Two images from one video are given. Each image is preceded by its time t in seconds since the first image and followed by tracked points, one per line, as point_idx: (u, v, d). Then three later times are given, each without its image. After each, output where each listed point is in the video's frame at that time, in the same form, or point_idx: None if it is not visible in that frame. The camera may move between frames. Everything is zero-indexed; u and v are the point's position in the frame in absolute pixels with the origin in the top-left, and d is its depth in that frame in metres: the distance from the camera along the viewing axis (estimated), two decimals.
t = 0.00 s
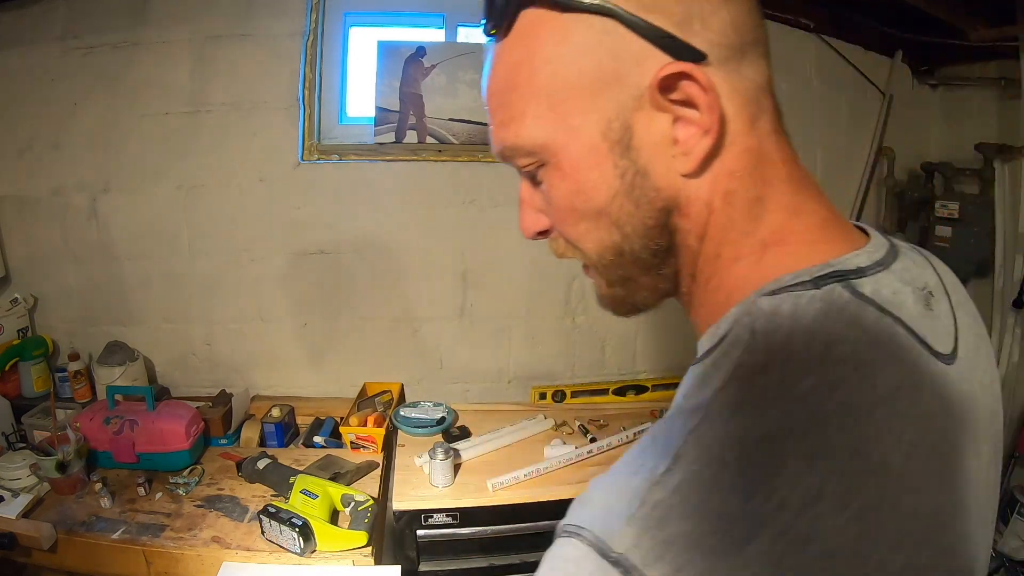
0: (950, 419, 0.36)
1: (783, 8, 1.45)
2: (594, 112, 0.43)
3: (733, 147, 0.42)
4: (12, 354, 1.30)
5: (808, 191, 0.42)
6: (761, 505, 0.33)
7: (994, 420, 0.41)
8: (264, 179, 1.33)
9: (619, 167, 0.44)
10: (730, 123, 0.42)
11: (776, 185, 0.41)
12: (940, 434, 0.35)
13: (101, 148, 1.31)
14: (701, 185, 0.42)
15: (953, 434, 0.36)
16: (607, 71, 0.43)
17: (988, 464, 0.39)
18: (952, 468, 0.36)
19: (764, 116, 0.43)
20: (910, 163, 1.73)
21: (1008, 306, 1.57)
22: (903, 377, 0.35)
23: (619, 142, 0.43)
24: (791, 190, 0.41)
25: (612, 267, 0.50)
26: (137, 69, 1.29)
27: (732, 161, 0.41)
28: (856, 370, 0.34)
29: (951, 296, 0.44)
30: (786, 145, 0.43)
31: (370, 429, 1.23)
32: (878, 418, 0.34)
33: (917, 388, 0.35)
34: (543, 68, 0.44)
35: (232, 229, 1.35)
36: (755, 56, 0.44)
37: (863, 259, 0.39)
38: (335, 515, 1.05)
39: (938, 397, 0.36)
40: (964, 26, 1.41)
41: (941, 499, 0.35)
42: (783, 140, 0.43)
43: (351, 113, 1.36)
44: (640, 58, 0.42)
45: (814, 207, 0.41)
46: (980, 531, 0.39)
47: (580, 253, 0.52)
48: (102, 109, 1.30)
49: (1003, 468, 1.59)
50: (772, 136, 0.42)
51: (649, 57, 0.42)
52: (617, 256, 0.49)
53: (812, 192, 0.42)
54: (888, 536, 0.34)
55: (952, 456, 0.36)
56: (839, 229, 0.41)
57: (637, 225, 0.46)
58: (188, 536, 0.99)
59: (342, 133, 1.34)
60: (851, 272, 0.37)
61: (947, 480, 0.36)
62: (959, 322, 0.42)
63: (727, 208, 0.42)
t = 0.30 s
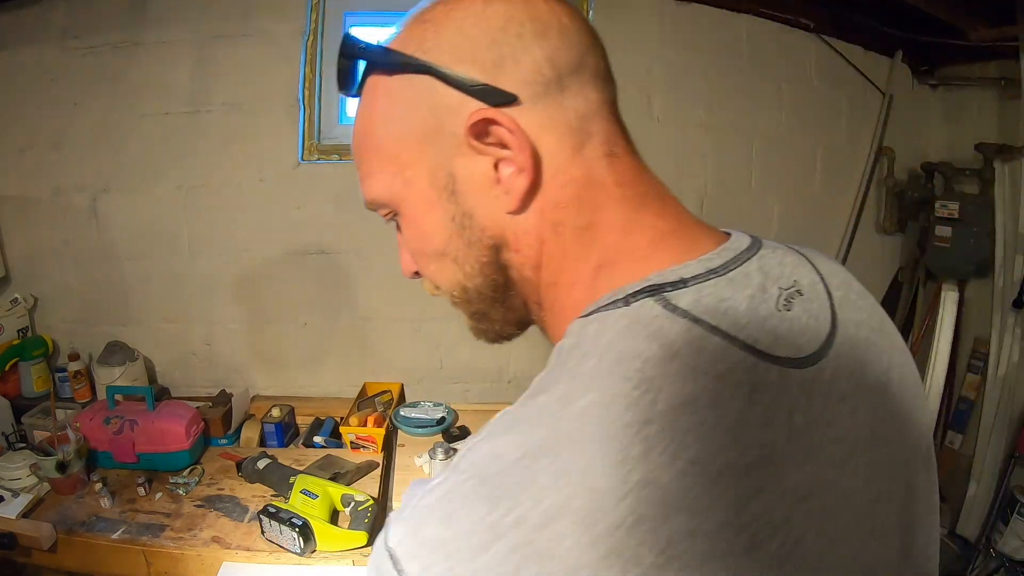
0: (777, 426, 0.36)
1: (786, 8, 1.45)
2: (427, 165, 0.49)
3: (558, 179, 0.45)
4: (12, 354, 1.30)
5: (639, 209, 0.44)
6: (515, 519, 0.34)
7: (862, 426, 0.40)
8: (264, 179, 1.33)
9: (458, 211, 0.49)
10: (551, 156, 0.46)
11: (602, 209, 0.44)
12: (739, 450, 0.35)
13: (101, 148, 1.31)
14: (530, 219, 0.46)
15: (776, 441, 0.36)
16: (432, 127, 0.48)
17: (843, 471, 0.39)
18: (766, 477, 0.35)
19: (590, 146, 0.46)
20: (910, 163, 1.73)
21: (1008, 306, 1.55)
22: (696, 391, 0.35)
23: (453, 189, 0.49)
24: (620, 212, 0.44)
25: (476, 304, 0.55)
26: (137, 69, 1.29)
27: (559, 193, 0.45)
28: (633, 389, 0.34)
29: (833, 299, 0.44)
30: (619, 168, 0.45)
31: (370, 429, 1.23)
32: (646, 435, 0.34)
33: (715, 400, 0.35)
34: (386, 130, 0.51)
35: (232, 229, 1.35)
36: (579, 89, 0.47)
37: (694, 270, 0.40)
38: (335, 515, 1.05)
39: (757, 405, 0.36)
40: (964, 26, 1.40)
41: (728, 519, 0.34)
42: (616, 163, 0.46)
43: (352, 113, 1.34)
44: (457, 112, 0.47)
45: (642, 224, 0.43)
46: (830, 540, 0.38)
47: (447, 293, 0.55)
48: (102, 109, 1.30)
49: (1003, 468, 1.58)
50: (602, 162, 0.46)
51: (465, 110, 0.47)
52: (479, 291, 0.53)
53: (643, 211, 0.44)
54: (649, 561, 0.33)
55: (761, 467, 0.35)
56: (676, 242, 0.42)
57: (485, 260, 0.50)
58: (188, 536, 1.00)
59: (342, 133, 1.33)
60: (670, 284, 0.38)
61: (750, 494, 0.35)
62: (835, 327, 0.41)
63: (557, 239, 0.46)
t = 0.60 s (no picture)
0: (680, 435, 0.35)
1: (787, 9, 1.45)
2: (341, 202, 0.52)
3: (463, 203, 0.47)
4: (12, 354, 1.30)
5: (546, 225, 0.45)
6: (389, 528, 0.34)
7: (789, 431, 0.39)
8: (264, 179, 1.33)
9: (373, 241, 0.52)
10: (454, 179, 0.47)
11: (508, 227, 0.45)
12: (620, 458, 0.34)
13: (101, 148, 1.31)
14: (440, 243, 0.48)
15: (678, 446, 0.35)
16: (340, 164, 0.51)
17: (762, 478, 0.37)
18: (663, 484, 0.34)
19: (494, 166, 0.47)
20: (910, 163, 1.74)
21: (1008, 307, 1.55)
22: (572, 397, 0.35)
23: (365, 221, 0.51)
24: (524, 230, 0.45)
25: (405, 329, 0.56)
26: (138, 69, 1.29)
27: (464, 215, 0.47)
28: (508, 400, 0.35)
29: (755, 302, 0.44)
30: (524, 186, 0.47)
31: (370, 429, 1.23)
32: (513, 443, 0.34)
33: (593, 408, 0.35)
34: (302, 170, 0.54)
35: (232, 229, 1.35)
36: (480, 110, 0.49)
37: (592, 279, 0.40)
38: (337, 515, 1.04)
39: (649, 414, 0.35)
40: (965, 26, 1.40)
41: (610, 529, 0.33)
42: (520, 180, 0.47)
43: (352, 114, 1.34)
44: (360, 148, 0.50)
45: (546, 240, 0.44)
46: (755, 547, 0.36)
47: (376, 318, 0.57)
48: (102, 109, 1.30)
49: (1003, 468, 1.58)
50: (506, 181, 0.47)
51: (369, 143, 0.49)
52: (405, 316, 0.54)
53: (550, 226, 0.44)
54: (512, 568, 0.32)
55: (652, 475, 0.34)
56: (582, 255, 0.43)
57: (405, 286, 0.52)
58: (188, 536, 0.99)
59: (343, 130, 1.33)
60: (564, 296, 0.39)
61: (638, 502, 0.34)
62: (754, 330, 0.41)
63: (467, 260, 0.47)
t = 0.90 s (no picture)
0: (660, 449, 0.36)
1: (785, 9, 1.46)
2: (297, 226, 0.52)
3: (423, 220, 0.47)
4: (12, 354, 1.30)
5: (502, 241, 0.45)
6: (369, 567, 0.33)
7: (770, 431, 0.41)
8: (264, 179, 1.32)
9: (333, 264, 0.52)
10: (409, 195, 0.47)
11: (471, 242, 0.46)
12: (601, 476, 0.34)
13: (101, 148, 1.31)
14: (402, 263, 0.48)
15: (660, 458, 0.35)
16: (293, 188, 0.51)
17: (746, 484, 0.38)
18: (648, 498, 0.35)
19: (452, 181, 0.48)
20: (910, 163, 1.74)
21: (1008, 307, 1.55)
22: (549, 418, 0.35)
23: (324, 244, 0.51)
24: (486, 244, 0.45)
25: (371, 349, 0.56)
26: (138, 69, 1.29)
27: (424, 233, 0.47)
28: (485, 425, 0.35)
29: (725, 307, 0.45)
30: (485, 199, 0.47)
31: (370, 429, 1.23)
32: (493, 468, 0.34)
33: (571, 427, 0.35)
34: (254, 195, 0.54)
35: (232, 229, 1.35)
36: (432, 123, 0.49)
37: (561, 295, 0.40)
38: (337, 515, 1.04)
39: (628, 429, 0.35)
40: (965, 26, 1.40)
41: (599, 547, 0.33)
42: (480, 195, 0.47)
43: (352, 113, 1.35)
44: (311, 170, 0.50)
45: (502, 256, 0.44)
46: (743, 552, 0.37)
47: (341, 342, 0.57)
48: (102, 109, 1.30)
49: (1003, 469, 1.58)
50: (465, 196, 0.47)
51: (321, 165, 0.49)
52: (371, 335, 0.54)
53: (506, 241, 0.45)
54: None
55: (636, 490, 0.34)
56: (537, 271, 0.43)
57: (370, 308, 0.52)
58: (188, 536, 1.00)
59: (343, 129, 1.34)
60: (535, 312, 0.39)
61: (625, 520, 0.34)
62: (727, 333, 0.43)
63: (427, 278, 0.47)
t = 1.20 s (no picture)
0: (600, 467, 0.36)
1: (785, 9, 1.46)
2: (268, 283, 0.57)
3: (379, 267, 0.51)
4: (12, 354, 1.30)
5: (447, 285, 0.48)
6: None
7: (727, 428, 0.41)
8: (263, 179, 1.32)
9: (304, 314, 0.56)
10: (364, 246, 0.52)
11: (423, 286, 0.50)
12: (540, 500, 0.35)
13: (100, 148, 1.31)
14: (365, 308, 0.53)
15: (599, 476, 0.36)
16: (261, 249, 0.56)
17: (699, 487, 0.38)
18: (588, 511, 0.35)
19: (402, 228, 0.52)
20: (910, 163, 1.74)
21: (1008, 307, 1.55)
22: (490, 451, 0.37)
23: (295, 297, 0.56)
24: (437, 286, 0.49)
25: (350, 385, 0.60)
26: (137, 69, 1.29)
27: (381, 279, 0.51)
28: (433, 463, 0.37)
29: (677, 313, 0.46)
30: (434, 241, 0.51)
31: (371, 429, 1.23)
32: (440, 503, 0.36)
33: (510, 458, 0.36)
34: (228, 257, 0.59)
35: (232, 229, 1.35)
36: (382, 175, 0.53)
37: (504, 329, 0.42)
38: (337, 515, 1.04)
39: (565, 452, 0.37)
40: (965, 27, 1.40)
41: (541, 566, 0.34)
42: (429, 239, 0.51)
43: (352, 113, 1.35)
44: (275, 232, 0.55)
45: (448, 299, 0.48)
46: (697, 550, 0.37)
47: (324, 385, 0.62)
48: (102, 109, 1.30)
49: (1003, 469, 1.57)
50: (416, 240, 0.51)
51: (283, 225, 0.54)
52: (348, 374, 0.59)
53: (451, 285, 0.48)
54: None
55: (577, 508, 0.35)
56: (478, 311, 0.46)
57: (344, 351, 0.57)
58: (188, 536, 0.99)
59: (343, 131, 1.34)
60: (478, 350, 0.41)
61: (565, 535, 0.35)
62: (678, 340, 0.43)
63: (389, 322, 0.52)
